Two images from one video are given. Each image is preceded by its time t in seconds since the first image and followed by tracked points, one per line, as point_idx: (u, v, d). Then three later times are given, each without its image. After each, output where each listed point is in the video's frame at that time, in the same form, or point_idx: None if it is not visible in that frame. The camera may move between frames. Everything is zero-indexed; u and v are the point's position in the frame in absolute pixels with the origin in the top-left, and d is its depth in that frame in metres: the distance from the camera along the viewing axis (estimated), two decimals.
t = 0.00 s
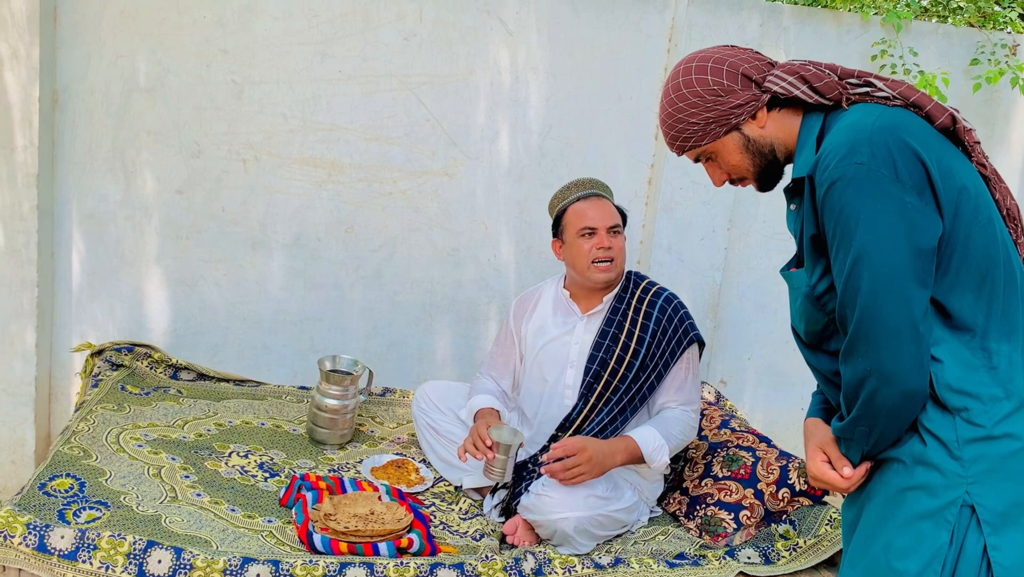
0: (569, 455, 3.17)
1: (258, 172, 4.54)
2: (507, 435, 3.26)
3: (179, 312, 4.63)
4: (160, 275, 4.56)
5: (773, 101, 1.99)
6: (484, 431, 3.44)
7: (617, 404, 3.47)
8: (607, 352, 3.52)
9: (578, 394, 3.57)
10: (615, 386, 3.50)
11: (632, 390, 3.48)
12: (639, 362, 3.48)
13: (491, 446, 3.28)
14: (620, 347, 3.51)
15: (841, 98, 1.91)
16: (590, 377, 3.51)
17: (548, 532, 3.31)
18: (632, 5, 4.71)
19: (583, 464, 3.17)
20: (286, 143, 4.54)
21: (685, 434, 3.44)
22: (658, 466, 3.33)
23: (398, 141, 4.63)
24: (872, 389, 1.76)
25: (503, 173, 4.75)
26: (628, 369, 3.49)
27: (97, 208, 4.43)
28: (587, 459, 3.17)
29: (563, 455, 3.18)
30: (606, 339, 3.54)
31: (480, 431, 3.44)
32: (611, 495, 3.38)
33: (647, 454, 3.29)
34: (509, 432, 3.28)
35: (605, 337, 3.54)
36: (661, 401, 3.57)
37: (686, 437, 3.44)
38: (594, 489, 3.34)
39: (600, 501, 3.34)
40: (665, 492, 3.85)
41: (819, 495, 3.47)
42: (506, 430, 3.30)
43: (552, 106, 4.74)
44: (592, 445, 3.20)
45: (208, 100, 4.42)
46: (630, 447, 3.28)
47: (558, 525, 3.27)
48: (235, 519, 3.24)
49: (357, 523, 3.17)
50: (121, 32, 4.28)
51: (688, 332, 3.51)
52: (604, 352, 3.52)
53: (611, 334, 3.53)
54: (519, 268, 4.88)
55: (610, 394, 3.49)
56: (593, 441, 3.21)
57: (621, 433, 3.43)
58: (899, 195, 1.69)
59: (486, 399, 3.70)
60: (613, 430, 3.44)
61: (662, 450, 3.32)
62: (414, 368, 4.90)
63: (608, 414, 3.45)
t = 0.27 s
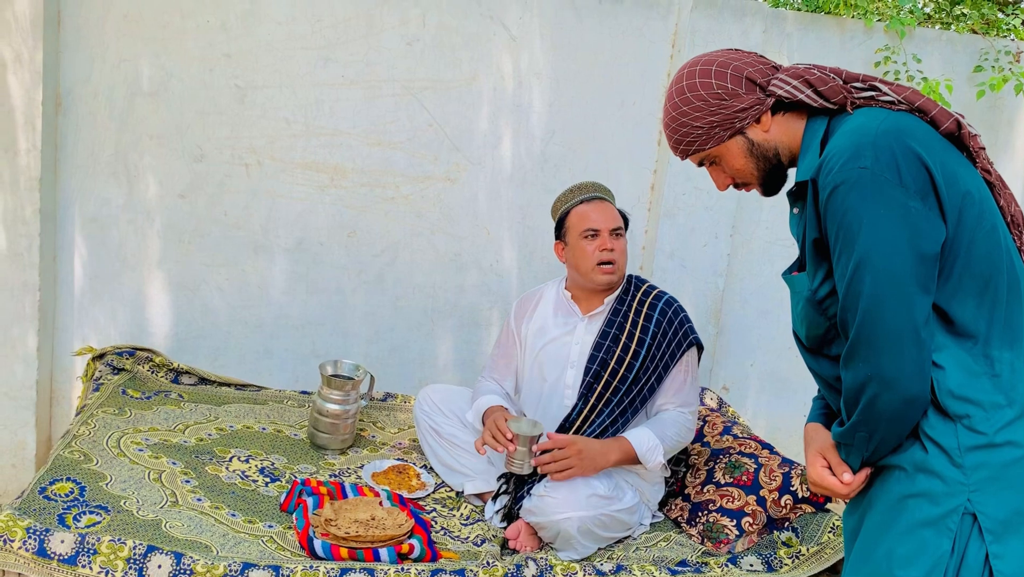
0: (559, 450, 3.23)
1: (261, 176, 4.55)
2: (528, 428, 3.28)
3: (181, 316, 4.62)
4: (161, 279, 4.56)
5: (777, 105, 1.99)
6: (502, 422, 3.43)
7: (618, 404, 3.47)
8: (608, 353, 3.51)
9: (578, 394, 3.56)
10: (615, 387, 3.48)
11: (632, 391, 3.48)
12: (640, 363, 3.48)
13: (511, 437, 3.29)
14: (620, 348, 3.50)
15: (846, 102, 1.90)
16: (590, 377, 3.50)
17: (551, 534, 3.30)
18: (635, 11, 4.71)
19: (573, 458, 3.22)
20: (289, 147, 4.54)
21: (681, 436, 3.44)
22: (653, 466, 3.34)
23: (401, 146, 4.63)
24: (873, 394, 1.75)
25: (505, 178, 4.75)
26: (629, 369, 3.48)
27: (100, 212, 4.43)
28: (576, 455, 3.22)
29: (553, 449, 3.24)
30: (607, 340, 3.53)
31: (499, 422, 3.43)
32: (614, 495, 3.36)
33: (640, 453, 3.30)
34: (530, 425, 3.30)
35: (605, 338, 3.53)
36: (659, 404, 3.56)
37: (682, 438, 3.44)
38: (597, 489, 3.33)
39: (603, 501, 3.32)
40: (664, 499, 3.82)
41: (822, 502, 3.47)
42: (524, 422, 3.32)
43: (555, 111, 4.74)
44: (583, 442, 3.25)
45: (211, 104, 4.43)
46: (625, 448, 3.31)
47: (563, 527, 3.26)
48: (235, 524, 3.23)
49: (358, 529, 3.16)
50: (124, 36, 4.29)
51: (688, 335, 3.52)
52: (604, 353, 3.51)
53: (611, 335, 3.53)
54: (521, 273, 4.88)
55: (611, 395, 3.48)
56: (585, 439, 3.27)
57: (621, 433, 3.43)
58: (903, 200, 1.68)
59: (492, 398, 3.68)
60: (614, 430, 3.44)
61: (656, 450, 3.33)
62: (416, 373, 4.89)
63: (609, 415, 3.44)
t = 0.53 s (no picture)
0: (559, 452, 3.27)
1: (263, 177, 4.55)
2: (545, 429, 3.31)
3: (182, 317, 4.62)
4: (163, 280, 4.56)
5: (778, 107, 1.99)
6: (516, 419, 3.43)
7: (617, 407, 3.47)
8: (606, 354, 3.51)
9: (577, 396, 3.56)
10: (615, 389, 3.48)
11: (632, 394, 3.48)
12: (639, 364, 3.48)
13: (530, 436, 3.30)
14: (620, 350, 3.49)
15: (847, 104, 1.90)
16: (589, 380, 3.49)
17: (553, 536, 3.30)
18: (637, 13, 4.70)
19: (572, 461, 3.26)
20: (290, 149, 4.54)
21: (679, 439, 3.45)
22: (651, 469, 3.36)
23: (403, 147, 4.63)
24: (872, 397, 1.74)
25: (507, 180, 4.75)
26: (628, 371, 3.48)
27: (101, 213, 4.43)
28: (575, 459, 3.26)
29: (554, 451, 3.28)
30: (606, 341, 3.52)
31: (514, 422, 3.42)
32: (614, 496, 3.34)
33: (637, 457, 3.33)
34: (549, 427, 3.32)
35: (605, 340, 3.53)
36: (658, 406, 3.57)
37: (681, 440, 3.46)
38: (598, 490, 3.31)
39: (603, 502, 3.30)
40: (665, 501, 3.83)
41: (823, 505, 3.45)
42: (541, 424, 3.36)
43: (556, 113, 4.74)
44: (582, 447, 3.29)
45: (212, 106, 4.43)
46: (624, 453, 3.33)
47: (563, 528, 3.25)
48: (235, 526, 3.22)
49: (358, 531, 3.15)
50: (127, 37, 4.29)
51: (686, 336, 3.51)
52: (604, 354, 3.51)
53: (611, 336, 3.52)
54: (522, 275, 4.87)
55: (611, 397, 3.47)
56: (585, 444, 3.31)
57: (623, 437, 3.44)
58: (903, 202, 1.68)
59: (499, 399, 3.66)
60: (615, 434, 3.45)
61: (653, 454, 3.34)
62: (417, 375, 4.88)
63: (609, 418, 3.45)
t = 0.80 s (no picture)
0: (564, 451, 3.29)
1: (263, 177, 4.55)
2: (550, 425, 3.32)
3: (182, 316, 4.62)
4: (163, 280, 4.56)
5: (778, 104, 1.98)
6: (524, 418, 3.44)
7: (616, 408, 3.46)
8: (605, 355, 3.51)
9: (574, 396, 3.56)
10: (613, 390, 3.48)
11: (632, 396, 3.48)
12: (637, 366, 3.47)
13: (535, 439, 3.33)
14: (619, 352, 3.49)
15: (846, 101, 1.89)
16: (587, 382, 3.50)
17: (553, 536, 3.30)
18: (638, 12, 4.70)
19: (574, 458, 3.28)
20: (290, 148, 4.54)
21: (679, 440, 3.46)
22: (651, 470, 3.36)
23: (403, 146, 4.63)
24: (869, 395, 1.74)
25: (507, 180, 4.74)
26: (627, 373, 3.48)
27: (102, 212, 4.43)
28: (579, 458, 3.28)
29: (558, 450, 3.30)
30: (604, 342, 3.52)
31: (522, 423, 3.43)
32: (614, 494, 3.34)
33: (637, 458, 3.33)
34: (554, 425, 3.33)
35: (604, 341, 3.52)
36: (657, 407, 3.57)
37: (680, 441, 3.46)
38: (597, 489, 3.30)
39: (603, 501, 3.30)
40: (665, 501, 3.82)
41: (823, 505, 3.44)
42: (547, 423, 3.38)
43: (556, 113, 4.73)
44: (587, 447, 3.30)
45: (213, 105, 4.43)
46: (622, 455, 3.34)
47: (562, 527, 3.24)
48: (234, 525, 3.22)
49: (357, 530, 3.15)
50: (127, 36, 4.29)
51: (686, 337, 3.49)
52: (602, 356, 3.51)
53: (610, 337, 3.52)
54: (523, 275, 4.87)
55: (610, 399, 3.47)
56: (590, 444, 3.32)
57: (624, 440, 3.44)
58: (902, 200, 1.67)
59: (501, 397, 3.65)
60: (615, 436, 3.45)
61: (653, 455, 3.34)
62: (417, 374, 4.88)
63: (609, 421, 3.46)
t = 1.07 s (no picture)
0: (575, 448, 3.16)
1: (261, 176, 4.54)
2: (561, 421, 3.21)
3: (181, 316, 4.62)
4: (161, 280, 4.55)
5: (778, 98, 1.98)
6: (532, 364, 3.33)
7: (616, 408, 3.46)
8: (606, 355, 3.50)
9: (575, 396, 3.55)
10: (614, 390, 3.47)
11: (632, 396, 3.47)
12: (637, 366, 3.47)
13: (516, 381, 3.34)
14: (619, 351, 3.49)
15: (847, 97, 1.89)
16: (588, 382, 3.49)
17: (550, 537, 3.30)
18: (637, 12, 4.69)
19: (586, 457, 3.17)
20: (289, 147, 4.53)
21: (678, 440, 3.45)
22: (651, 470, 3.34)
23: (402, 146, 4.63)
24: (864, 392, 1.73)
25: (506, 179, 4.74)
26: (627, 372, 3.47)
27: (100, 212, 4.43)
28: (588, 455, 3.18)
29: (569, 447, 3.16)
30: (606, 342, 3.51)
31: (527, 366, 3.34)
32: (612, 495, 3.36)
33: (638, 457, 3.30)
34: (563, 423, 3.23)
35: (605, 340, 3.52)
36: (656, 406, 3.56)
37: (680, 441, 3.46)
38: (594, 491, 3.32)
39: (600, 502, 3.31)
40: (664, 500, 3.82)
41: (822, 504, 3.41)
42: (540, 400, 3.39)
43: (555, 112, 4.73)
44: (594, 445, 3.22)
45: (211, 105, 4.43)
46: (624, 452, 3.29)
47: (559, 528, 3.25)
48: (232, 525, 3.22)
49: (355, 530, 3.14)
50: (125, 36, 4.29)
51: (686, 337, 3.49)
52: (603, 355, 3.50)
53: (610, 337, 3.51)
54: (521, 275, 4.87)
55: (610, 398, 3.47)
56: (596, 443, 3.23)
57: (621, 437, 3.43)
58: (900, 197, 1.67)
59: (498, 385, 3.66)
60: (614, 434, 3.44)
61: (653, 455, 3.33)
62: (416, 374, 4.88)
63: (608, 419, 3.45)
